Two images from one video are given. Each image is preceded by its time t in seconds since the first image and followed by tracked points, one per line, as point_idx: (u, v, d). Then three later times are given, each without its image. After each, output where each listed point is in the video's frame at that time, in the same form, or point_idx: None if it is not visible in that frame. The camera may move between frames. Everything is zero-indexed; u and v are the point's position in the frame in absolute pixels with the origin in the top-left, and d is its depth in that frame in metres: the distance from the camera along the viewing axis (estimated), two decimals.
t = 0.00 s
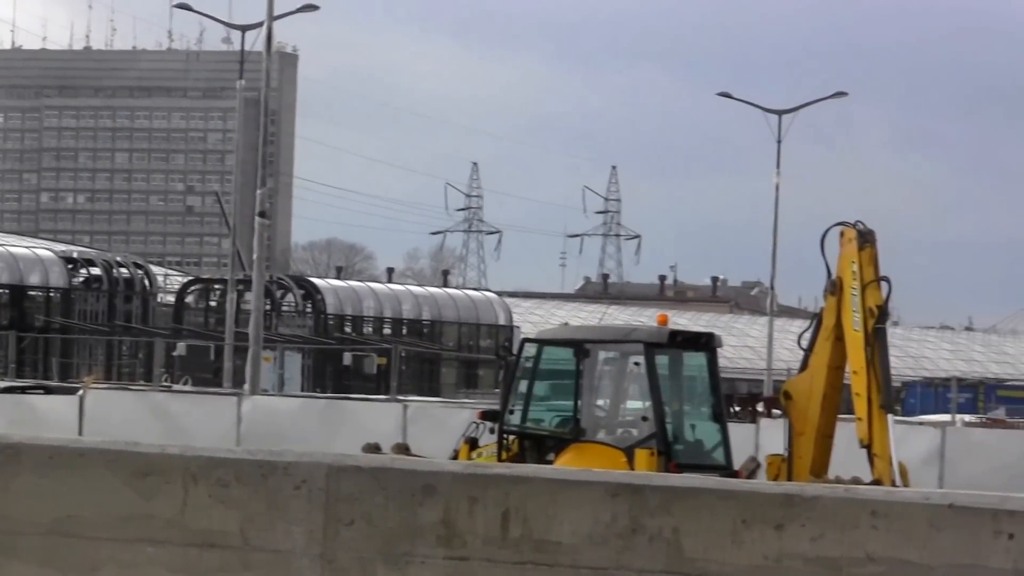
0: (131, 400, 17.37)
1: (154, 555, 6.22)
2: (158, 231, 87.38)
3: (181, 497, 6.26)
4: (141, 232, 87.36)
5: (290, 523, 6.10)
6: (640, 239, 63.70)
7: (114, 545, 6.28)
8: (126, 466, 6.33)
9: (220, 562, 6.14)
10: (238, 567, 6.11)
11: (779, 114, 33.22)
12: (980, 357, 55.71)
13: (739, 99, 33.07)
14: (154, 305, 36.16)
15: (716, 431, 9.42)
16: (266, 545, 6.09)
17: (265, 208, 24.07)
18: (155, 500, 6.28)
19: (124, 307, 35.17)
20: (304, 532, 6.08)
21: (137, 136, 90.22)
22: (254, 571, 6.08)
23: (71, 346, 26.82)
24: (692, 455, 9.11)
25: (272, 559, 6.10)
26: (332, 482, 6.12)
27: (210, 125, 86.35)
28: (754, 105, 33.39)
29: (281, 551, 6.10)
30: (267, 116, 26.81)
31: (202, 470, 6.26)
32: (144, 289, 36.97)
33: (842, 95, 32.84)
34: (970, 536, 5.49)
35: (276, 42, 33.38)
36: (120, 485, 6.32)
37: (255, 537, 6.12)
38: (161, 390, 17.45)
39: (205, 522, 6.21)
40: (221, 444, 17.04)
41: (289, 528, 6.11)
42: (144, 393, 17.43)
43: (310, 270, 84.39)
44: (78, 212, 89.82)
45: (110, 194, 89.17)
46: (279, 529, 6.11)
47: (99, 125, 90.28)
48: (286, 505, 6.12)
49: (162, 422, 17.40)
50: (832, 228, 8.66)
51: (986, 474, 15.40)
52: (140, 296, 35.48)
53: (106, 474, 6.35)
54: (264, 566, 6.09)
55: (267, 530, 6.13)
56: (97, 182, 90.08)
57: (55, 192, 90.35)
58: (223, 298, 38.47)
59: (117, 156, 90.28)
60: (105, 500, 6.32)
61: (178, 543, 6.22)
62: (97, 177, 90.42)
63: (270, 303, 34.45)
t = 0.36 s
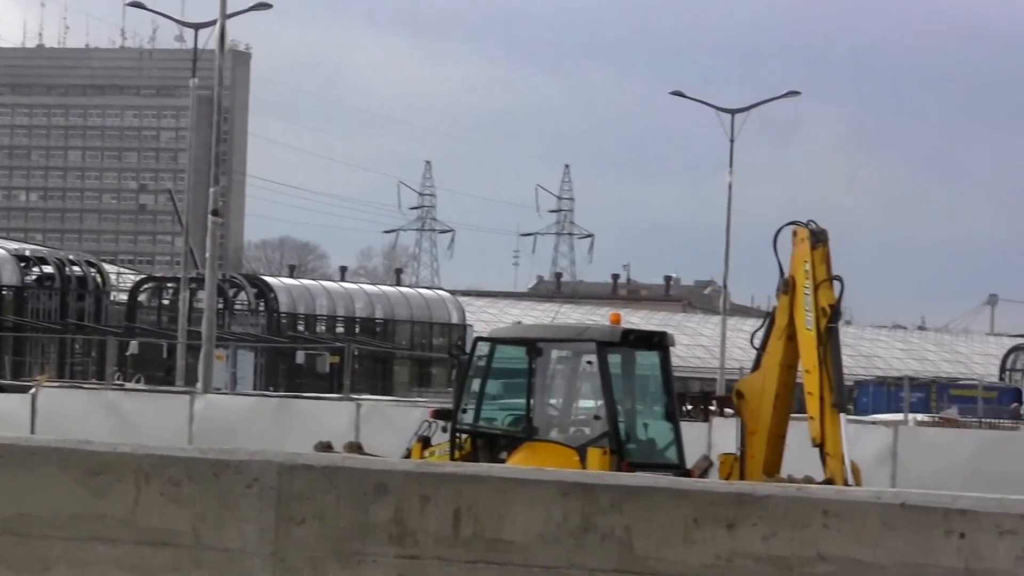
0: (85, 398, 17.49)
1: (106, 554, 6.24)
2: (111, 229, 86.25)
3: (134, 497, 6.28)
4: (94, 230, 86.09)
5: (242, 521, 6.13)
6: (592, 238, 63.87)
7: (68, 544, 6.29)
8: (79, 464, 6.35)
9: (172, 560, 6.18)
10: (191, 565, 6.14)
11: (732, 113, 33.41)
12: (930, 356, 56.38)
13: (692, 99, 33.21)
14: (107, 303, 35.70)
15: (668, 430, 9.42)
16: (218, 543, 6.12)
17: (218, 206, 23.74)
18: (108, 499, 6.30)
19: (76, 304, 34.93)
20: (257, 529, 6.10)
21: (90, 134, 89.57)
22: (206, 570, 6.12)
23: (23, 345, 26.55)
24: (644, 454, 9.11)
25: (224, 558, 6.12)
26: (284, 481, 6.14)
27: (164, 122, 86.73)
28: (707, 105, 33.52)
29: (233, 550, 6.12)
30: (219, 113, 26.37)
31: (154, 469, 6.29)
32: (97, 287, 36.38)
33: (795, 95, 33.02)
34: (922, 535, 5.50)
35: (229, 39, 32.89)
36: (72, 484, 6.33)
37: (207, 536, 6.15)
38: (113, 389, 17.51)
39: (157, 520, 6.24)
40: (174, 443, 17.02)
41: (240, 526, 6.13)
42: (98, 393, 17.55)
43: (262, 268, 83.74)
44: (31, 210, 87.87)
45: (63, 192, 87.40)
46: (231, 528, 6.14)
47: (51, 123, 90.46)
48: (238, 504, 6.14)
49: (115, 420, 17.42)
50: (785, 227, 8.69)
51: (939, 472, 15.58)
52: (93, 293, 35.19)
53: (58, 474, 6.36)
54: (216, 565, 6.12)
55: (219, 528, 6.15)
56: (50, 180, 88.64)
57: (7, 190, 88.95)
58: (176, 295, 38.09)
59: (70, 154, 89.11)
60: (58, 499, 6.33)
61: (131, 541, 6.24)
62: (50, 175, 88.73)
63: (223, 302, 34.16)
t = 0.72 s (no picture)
0: (39, 397, 17.32)
1: (60, 552, 6.20)
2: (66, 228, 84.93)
3: (87, 496, 6.24)
4: (50, 228, 84.93)
5: (197, 519, 6.11)
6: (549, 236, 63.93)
7: (20, 543, 6.25)
8: (32, 462, 6.28)
9: (127, 559, 6.14)
10: (144, 565, 6.12)
11: (687, 110, 33.56)
12: (884, 355, 57.00)
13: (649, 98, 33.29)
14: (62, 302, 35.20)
15: (624, 429, 9.42)
16: (171, 542, 6.10)
17: (173, 204, 23.41)
18: (62, 498, 6.25)
19: (31, 302, 34.43)
20: (212, 528, 6.08)
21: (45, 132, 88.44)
22: (161, 569, 6.09)
23: None
24: (600, 452, 9.08)
25: (179, 557, 6.10)
26: (238, 480, 6.10)
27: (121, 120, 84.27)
28: (663, 104, 33.62)
29: (188, 549, 6.10)
30: (175, 112, 25.95)
31: (108, 467, 6.24)
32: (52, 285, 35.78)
33: (750, 95, 33.17)
34: (876, 534, 5.50)
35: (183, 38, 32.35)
36: (26, 481, 6.28)
37: (161, 534, 6.12)
38: (69, 388, 17.33)
39: (113, 518, 6.19)
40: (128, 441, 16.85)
41: (195, 524, 6.11)
42: (54, 391, 17.35)
43: (218, 267, 82.83)
44: None
45: (17, 190, 86.29)
46: (185, 526, 6.12)
47: (5, 121, 89.42)
48: (193, 502, 6.12)
49: (69, 419, 17.23)
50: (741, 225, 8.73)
51: (893, 472, 15.79)
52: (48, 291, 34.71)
53: (12, 472, 6.31)
54: (171, 564, 6.09)
55: (173, 526, 6.13)
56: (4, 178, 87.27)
57: None
58: (131, 294, 37.62)
59: (25, 152, 87.96)
60: (11, 498, 6.29)
61: (84, 540, 6.19)
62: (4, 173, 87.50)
63: (178, 300, 33.85)
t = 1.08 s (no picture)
0: None
1: (20, 551, 6.35)
2: (23, 225, 83.78)
3: (47, 494, 6.39)
4: (7, 225, 83.91)
5: (155, 518, 6.25)
6: (509, 235, 63.91)
7: None
8: None
9: (85, 556, 6.30)
10: (103, 562, 6.27)
11: (646, 110, 33.67)
12: (841, 354, 57.52)
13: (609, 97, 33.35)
14: (20, 300, 34.82)
15: (583, 428, 9.43)
16: (130, 541, 6.25)
17: (132, 202, 23.17)
18: (21, 496, 6.42)
19: None
20: (170, 527, 6.22)
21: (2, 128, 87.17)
22: (121, 566, 6.24)
23: None
24: (559, 451, 9.10)
25: (138, 554, 6.26)
26: (196, 479, 6.24)
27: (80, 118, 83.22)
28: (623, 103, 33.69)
29: (147, 546, 6.25)
30: (134, 110, 25.62)
31: (67, 465, 6.39)
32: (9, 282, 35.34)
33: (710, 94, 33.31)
34: (834, 533, 5.50)
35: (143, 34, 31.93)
36: None
37: (121, 533, 6.27)
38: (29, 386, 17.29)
39: (71, 517, 6.35)
40: (86, 440, 16.78)
41: (154, 523, 6.26)
42: (14, 390, 17.31)
43: (177, 265, 82.04)
44: None
45: None
46: (145, 525, 6.26)
47: None
48: (151, 500, 6.27)
49: (29, 417, 17.17)
50: (699, 224, 8.78)
51: (851, 468, 16.13)
52: (6, 290, 34.30)
53: None
54: (131, 561, 6.24)
55: (132, 524, 6.28)
56: None
57: None
58: (90, 291, 37.24)
59: None
60: None
61: (43, 538, 6.35)
62: None
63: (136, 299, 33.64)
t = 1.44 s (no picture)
0: None
1: None
2: None
3: (10, 493, 6.40)
4: None
5: (117, 516, 6.27)
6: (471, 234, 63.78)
7: None
8: None
9: (48, 554, 6.31)
10: (65, 560, 6.28)
11: (607, 109, 33.78)
12: (802, 352, 57.98)
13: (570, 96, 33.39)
14: None
15: (545, 426, 9.47)
16: (93, 539, 6.25)
17: (93, 200, 22.92)
18: None
19: None
20: (133, 526, 6.24)
21: None
22: (83, 565, 6.25)
23: None
24: (521, 450, 9.14)
25: (101, 553, 6.26)
26: (159, 477, 6.26)
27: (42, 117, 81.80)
28: (585, 102, 33.77)
29: (109, 545, 6.25)
30: (95, 108, 25.33)
31: (30, 464, 6.39)
32: None
33: (672, 93, 33.44)
34: (798, 532, 5.55)
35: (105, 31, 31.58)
36: None
37: (83, 532, 6.28)
38: None
39: (33, 515, 6.36)
40: (48, 439, 16.73)
41: (116, 522, 6.27)
42: None
43: (138, 263, 81.24)
44: None
45: None
46: (106, 523, 6.27)
47: None
48: (114, 499, 6.27)
49: None
50: (661, 224, 8.85)
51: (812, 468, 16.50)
52: None
53: None
54: (93, 560, 6.25)
55: (94, 524, 6.28)
56: None
57: None
58: (51, 289, 36.85)
59: None
60: None
61: (7, 537, 6.36)
62: None
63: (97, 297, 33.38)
